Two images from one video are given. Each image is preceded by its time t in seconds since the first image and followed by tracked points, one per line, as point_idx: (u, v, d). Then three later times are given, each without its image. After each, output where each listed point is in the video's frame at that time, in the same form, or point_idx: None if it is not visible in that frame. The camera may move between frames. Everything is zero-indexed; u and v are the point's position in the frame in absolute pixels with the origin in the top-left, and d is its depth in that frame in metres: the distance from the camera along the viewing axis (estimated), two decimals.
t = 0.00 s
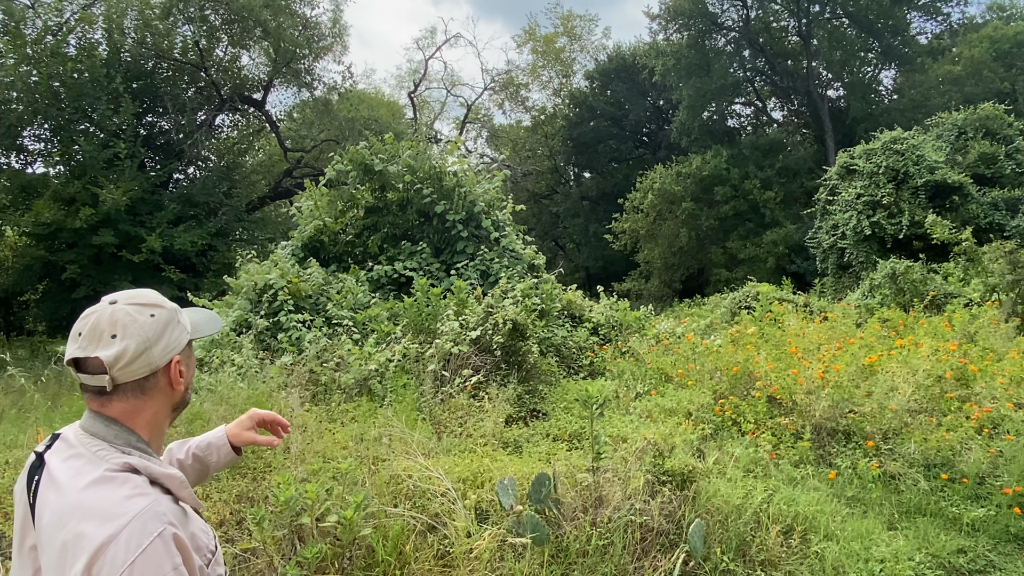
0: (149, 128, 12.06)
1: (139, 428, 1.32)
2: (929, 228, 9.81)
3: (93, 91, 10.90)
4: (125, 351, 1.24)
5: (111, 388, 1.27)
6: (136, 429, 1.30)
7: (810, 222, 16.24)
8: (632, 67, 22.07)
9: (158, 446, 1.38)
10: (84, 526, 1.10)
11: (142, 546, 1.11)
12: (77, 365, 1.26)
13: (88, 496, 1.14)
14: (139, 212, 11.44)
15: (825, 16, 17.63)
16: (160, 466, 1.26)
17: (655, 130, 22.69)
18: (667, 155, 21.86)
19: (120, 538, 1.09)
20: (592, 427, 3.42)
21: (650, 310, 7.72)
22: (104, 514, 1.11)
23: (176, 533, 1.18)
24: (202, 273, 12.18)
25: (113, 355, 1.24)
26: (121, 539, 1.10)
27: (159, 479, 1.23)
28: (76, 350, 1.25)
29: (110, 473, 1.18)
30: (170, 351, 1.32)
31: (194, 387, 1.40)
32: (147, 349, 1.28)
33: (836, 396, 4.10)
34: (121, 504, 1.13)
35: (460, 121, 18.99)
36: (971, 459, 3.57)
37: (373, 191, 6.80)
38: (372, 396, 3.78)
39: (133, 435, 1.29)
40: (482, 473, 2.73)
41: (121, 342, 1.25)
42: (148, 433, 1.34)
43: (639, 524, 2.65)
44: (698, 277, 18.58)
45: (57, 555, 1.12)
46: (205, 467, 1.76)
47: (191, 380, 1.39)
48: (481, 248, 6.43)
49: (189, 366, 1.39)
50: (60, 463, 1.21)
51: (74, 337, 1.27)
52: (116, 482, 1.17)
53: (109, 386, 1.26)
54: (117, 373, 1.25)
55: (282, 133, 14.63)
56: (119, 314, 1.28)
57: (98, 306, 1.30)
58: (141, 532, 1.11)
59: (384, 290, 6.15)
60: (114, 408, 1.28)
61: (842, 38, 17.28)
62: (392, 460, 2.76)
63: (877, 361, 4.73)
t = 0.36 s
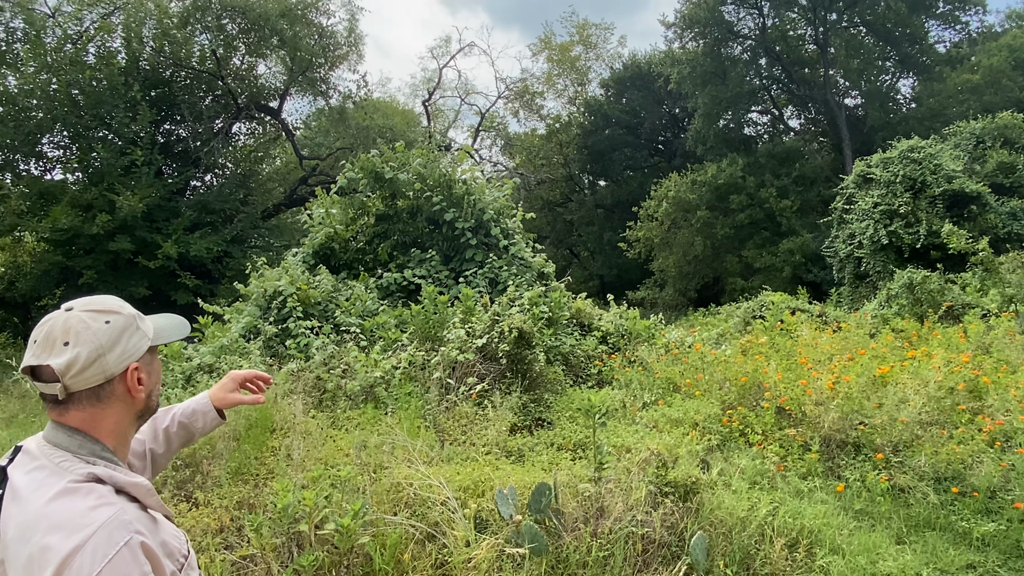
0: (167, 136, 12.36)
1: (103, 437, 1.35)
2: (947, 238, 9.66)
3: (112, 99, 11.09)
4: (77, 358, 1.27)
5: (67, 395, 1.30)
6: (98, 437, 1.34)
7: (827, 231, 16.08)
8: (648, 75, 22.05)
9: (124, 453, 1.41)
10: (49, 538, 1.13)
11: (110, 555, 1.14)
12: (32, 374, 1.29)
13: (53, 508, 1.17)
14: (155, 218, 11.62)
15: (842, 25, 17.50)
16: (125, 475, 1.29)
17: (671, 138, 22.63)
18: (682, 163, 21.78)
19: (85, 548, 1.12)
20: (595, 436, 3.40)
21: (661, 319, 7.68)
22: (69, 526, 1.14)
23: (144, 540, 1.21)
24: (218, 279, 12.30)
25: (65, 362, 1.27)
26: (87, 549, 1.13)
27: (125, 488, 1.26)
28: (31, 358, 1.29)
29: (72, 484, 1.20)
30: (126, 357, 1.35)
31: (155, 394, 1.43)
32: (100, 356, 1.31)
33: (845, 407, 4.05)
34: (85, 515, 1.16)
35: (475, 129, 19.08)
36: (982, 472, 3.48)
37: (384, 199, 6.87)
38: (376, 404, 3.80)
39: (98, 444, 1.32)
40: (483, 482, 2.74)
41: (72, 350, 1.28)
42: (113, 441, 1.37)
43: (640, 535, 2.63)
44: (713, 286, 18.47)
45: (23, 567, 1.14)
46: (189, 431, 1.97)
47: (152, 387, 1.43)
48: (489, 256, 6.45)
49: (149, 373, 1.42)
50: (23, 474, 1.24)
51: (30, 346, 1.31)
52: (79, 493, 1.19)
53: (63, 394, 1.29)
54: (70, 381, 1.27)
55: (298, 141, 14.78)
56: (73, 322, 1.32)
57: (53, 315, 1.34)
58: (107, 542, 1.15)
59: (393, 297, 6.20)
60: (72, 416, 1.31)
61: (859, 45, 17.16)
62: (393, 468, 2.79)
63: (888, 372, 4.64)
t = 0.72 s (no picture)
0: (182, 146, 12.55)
1: (90, 447, 1.38)
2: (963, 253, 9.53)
3: (129, 110, 11.29)
4: (63, 366, 1.30)
5: (54, 403, 1.33)
6: (85, 446, 1.36)
7: (841, 244, 15.94)
8: (661, 87, 22.07)
9: (111, 462, 1.43)
10: (31, 547, 1.15)
11: (89, 566, 1.17)
12: (21, 381, 1.32)
13: (35, 518, 1.19)
14: (170, 227, 11.77)
15: (857, 38, 17.47)
16: (111, 486, 1.31)
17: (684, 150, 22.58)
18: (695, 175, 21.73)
19: (67, 558, 1.14)
20: (599, 449, 3.37)
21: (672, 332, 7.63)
22: (51, 534, 1.17)
23: (126, 551, 1.23)
24: (231, 288, 12.42)
25: (51, 370, 1.30)
26: (68, 559, 1.15)
27: (109, 498, 1.28)
28: (20, 365, 1.32)
29: (56, 494, 1.23)
30: (113, 366, 1.37)
31: (143, 405, 1.45)
32: (88, 364, 1.33)
33: (854, 423, 4.00)
34: (68, 525, 1.19)
35: (487, 140, 19.17)
36: (993, 490, 3.42)
37: (394, 210, 6.92)
38: (380, 414, 3.82)
39: (84, 453, 1.35)
40: (486, 494, 2.74)
41: (59, 358, 1.31)
42: (100, 450, 1.39)
43: (642, 550, 2.62)
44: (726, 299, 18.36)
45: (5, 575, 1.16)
46: (206, 379, 2.24)
47: (139, 398, 1.45)
48: (498, 267, 6.47)
49: (136, 384, 1.45)
50: (9, 482, 1.26)
51: (20, 354, 1.35)
52: (63, 502, 1.22)
53: (49, 401, 1.31)
54: (56, 389, 1.30)
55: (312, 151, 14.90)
56: (62, 331, 1.35)
57: (43, 324, 1.38)
58: (88, 553, 1.17)
59: (402, 307, 6.23)
60: (59, 425, 1.34)
61: (875, 58, 17.07)
62: (395, 479, 2.80)
63: (898, 388, 4.58)
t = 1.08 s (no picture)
0: (192, 155, 12.65)
1: (95, 457, 1.38)
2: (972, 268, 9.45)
3: (139, 119, 11.41)
4: (70, 376, 1.30)
5: (59, 413, 1.33)
6: (89, 457, 1.36)
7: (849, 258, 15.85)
8: (669, 100, 22.10)
9: (116, 473, 1.42)
10: (26, 557, 1.15)
11: None
12: (29, 389, 1.33)
13: (33, 528, 1.18)
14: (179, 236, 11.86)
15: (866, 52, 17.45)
16: (110, 498, 1.30)
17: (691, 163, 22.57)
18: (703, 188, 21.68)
19: (59, 572, 1.14)
20: (605, 463, 3.35)
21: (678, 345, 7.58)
22: (46, 544, 1.16)
23: (121, 564, 1.23)
24: (237, 297, 12.46)
25: (59, 380, 1.31)
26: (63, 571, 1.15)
27: (107, 511, 1.28)
28: (29, 373, 1.33)
29: (55, 504, 1.22)
30: (120, 378, 1.38)
31: (148, 415, 1.45)
32: (94, 375, 1.34)
33: (862, 438, 3.95)
34: (64, 535, 1.18)
35: (495, 151, 19.21)
36: (1003, 508, 3.34)
37: (401, 220, 6.94)
38: (384, 426, 3.81)
39: (87, 463, 1.35)
40: (490, 507, 2.73)
41: (66, 368, 1.31)
42: (104, 460, 1.40)
43: (646, 567, 2.59)
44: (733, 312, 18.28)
45: None
46: (230, 367, 2.26)
47: (145, 410, 1.45)
48: (504, 278, 6.46)
49: (143, 395, 1.45)
50: (14, 489, 1.27)
51: (29, 362, 1.36)
52: (62, 512, 1.22)
53: (55, 411, 1.32)
54: (62, 399, 1.31)
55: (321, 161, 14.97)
56: (71, 340, 1.36)
57: (53, 333, 1.39)
58: (82, 565, 1.16)
59: (407, 318, 6.24)
60: (65, 434, 1.34)
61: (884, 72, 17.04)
62: (399, 490, 2.79)
63: (907, 404, 4.53)
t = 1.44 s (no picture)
0: (195, 164, 12.68)
1: (97, 470, 1.37)
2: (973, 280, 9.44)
3: (142, 127, 11.46)
4: (75, 389, 1.30)
5: (64, 426, 1.33)
6: (91, 470, 1.35)
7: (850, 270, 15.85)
8: (670, 112, 22.18)
9: (119, 488, 1.41)
10: (21, 571, 1.13)
11: None
12: (36, 402, 1.33)
13: (31, 541, 1.18)
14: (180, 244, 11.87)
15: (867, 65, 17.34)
16: (109, 513, 1.29)
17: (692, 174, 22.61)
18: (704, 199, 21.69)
19: None
20: (606, 476, 3.32)
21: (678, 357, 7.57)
22: (42, 558, 1.15)
23: None
24: (238, 305, 12.47)
25: (63, 393, 1.30)
26: None
27: (106, 527, 1.26)
28: (36, 386, 1.33)
29: (54, 518, 1.21)
30: (125, 392, 1.37)
31: (153, 429, 1.44)
32: (98, 389, 1.33)
33: (865, 452, 3.92)
34: (58, 551, 1.17)
35: (496, 161, 19.27)
36: (1007, 524, 3.30)
37: (402, 229, 6.95)
38: (384, 437, 3.79)
39: (90, 477, 1.34)
40: (490, 520, 2.71)
41: (71, 381, 1.31)
42: (108, 475, 1.39)
43: None
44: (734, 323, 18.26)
45: None
46: (265, 375, 2.17)
47: (149, 424, 1.44)
48: (506, 288, 6.46)
49: (148, 409, 1.44)
50: (17, 499, 1.26)
51: (36, 374, 1.36)
52: (59, 526, 1.20)
53: (60, 423, 1.32)
54: (67, 412, 1.30)
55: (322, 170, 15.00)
56: (76, 353, 1.36)
57: (60, 344, 1.39)
58: None
59: (408, 328, 6.24)
60: (69, 447, 1.34)
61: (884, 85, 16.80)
62: (399, 502, 2.78)
63: (909, 418, 4.50)
